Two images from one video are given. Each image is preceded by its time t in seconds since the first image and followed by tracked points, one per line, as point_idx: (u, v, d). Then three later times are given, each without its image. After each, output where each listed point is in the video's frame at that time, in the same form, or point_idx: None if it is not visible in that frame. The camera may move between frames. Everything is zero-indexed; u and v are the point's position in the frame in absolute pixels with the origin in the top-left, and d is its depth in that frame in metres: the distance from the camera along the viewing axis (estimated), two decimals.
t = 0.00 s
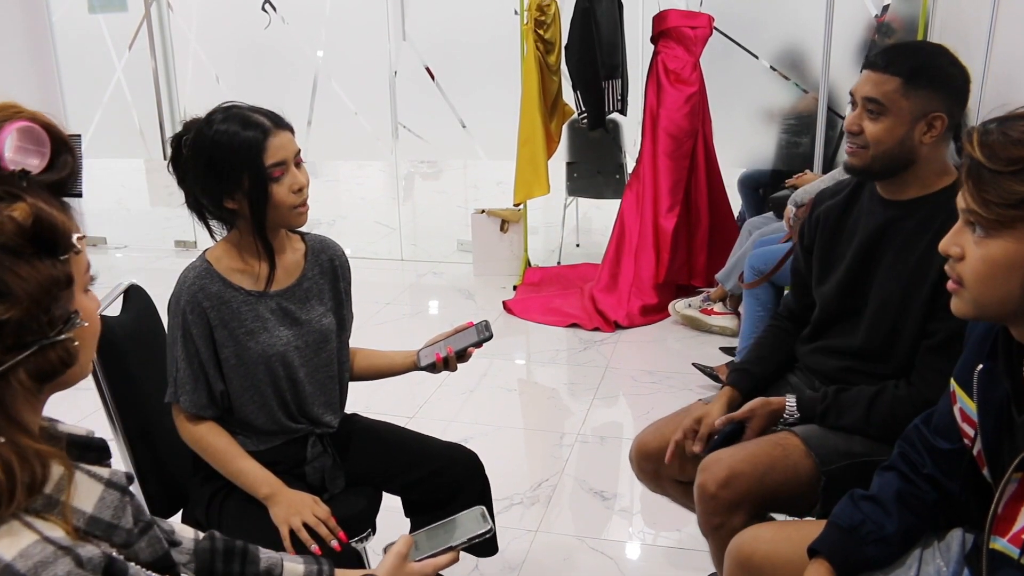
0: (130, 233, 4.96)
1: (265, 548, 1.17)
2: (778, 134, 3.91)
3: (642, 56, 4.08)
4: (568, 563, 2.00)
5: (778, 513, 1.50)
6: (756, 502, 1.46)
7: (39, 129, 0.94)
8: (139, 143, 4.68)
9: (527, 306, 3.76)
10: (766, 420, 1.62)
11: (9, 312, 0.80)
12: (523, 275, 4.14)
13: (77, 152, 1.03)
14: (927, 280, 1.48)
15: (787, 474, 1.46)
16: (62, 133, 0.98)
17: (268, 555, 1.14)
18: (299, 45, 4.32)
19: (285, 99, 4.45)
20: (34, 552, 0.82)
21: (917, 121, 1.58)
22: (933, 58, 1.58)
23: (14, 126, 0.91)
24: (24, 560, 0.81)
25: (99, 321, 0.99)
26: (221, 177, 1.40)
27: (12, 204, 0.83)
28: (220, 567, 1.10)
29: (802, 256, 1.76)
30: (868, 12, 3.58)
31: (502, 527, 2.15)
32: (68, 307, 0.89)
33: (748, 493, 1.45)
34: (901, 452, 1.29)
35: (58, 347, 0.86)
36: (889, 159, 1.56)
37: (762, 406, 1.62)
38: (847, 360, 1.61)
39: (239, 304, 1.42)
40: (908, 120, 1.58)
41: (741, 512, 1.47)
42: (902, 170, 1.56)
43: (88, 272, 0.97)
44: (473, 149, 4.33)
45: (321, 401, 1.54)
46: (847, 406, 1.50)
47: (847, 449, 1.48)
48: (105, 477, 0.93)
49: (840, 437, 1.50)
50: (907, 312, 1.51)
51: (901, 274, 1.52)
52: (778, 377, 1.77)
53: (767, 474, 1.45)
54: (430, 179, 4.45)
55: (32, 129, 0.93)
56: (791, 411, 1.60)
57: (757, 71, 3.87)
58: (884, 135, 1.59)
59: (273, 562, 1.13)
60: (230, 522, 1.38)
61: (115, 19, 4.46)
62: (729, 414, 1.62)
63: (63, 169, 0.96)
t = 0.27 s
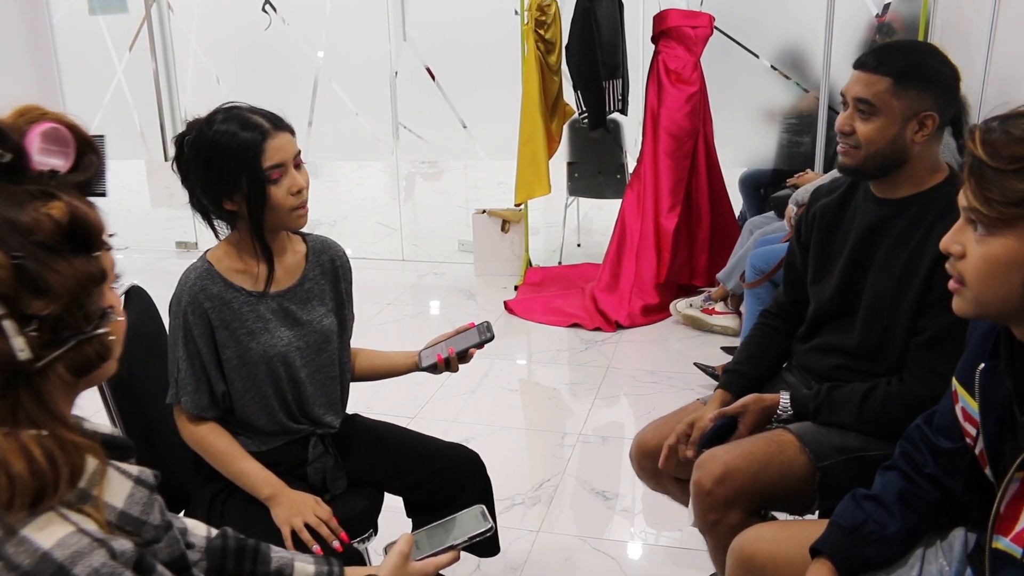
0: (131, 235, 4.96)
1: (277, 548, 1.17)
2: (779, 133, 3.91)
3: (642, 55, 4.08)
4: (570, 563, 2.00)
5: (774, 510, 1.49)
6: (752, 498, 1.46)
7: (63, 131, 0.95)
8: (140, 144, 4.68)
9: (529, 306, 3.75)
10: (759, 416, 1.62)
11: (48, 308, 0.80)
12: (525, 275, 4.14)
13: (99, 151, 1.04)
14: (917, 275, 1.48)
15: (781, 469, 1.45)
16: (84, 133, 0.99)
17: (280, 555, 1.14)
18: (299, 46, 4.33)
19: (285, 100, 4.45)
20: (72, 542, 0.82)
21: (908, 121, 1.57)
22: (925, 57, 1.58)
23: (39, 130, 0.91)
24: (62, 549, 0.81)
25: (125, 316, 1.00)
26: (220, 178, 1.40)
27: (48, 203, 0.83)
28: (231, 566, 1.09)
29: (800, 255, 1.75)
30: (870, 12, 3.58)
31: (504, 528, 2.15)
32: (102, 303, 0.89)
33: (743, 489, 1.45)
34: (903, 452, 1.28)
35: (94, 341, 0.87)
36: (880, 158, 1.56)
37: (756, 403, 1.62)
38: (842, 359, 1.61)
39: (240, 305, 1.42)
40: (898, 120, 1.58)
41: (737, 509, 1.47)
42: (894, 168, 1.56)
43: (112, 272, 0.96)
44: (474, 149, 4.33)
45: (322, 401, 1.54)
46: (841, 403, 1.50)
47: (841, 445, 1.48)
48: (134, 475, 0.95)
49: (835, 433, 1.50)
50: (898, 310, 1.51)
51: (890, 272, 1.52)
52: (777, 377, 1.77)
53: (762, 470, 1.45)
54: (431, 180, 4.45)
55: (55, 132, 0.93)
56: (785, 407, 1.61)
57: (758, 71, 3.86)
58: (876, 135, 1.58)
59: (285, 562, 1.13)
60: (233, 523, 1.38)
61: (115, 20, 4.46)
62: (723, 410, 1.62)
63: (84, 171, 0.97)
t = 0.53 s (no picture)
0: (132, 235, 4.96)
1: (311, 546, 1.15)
2: (781, 133, 3.91)
3: (643, 55, 4.08)
4: (571, 563, 2.00)
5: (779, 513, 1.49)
6: (757, 500, 1.46)
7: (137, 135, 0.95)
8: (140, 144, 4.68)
9: (530, 306, 3.75)
10: (762, 418, 1.61)
11: (94, 309, 0.81)
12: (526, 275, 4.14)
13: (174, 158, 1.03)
14: (916, 273, 1.48)
15: (786, 471, 1.45)
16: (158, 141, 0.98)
17: (314, 553, 1.12)
18: (300, 46, 4.33)
19: (286, 99, 4.45)
20: (118, 528, 0.83)
21: (902, 121, 1.57)
22: (916, 58, 1.59)
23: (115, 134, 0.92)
24: (110, 533, 0.82)
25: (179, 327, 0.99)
26: (221, 178, 1.40)
27: (106, 207, 0.84)
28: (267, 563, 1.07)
29: (800, 255, 1.75)
30: (871, 11, 3.57)
31: (505, 527, 2.15)
32: (151, 309, 0.89)
33: (749, 491, 1.45)
34: (905, 451, 1.28)
35: (136, 346, 0.87)
36: (876, 160, 1.56)
37: (759, 404, 1.62)
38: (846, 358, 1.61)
39: (241, 305, 1.41)
40: (892, 120, 1.58)
41: (742, 511, 1.46)
42: (891, 169, 1.56)
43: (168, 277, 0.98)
44: (475, 149, 4.33)
45: (323, 401, 1.53)
46: (844, 403, 1.50)
47: (845, 445, 1.47)
48: (176, 471, 0.95)
49: (839, 433, 1.49)
50: (897, 308, 1.51)
51: (889, 271, 1.52)
52: (779, 376, 1.77)
53: (768, 471, 1.45)
54: (432, 180, 4.45)
55: (130, 136, 0.93)
56: (789, 408, 1.60)
57: (759, 70, 3.86)
58: (870, 137, 1.59)
59: (319, 562, 1.11)
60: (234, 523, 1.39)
61: (116, 20, 4.46)
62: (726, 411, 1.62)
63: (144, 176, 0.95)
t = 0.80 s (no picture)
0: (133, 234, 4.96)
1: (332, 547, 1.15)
2: (782, 133, 3.90)
3: (644, 55, 4.07)
4: (571, 563, 2.00)
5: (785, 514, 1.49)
6: (762, 501, 1.46)
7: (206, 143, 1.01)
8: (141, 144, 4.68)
9: (531, 306, 3.75)
10: (766, 419, 1.60)
11: (145, 310, 0.83)
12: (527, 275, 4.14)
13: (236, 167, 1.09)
14: (918, 271, 1.47)
15: (790, 473, 1.45)
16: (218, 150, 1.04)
17: (336, 554, 1.12)
18: (301, 46, 4.33)
19: (287, 99, 4.46)
20: (170, 516, 0.85)
21: (902, 121, 1.57)
22: (912, 58, 1.58)
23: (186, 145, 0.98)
24: (162, 519, 0.84)
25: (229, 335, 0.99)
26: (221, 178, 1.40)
27: (164, 213, 0.87)
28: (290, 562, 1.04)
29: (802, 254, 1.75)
30: (872, 10, 3.57)
31: (506, 527, 2.15)
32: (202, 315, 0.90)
33: (754, 492, 1.45)
34: (906, 450, 1.28)
35: (182, 351, 0.88)
36: (877, 161, 1.56)
37: (762, 405, 1.61)
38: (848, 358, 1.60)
39: (242, 305, 1.41)
40: (892, 121, 1.57)
41: (747, 512, 1.47)
42: (893, 168, 1.55)
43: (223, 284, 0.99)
44: (476, 149, 4.34)
45: (324, 401, 1.53)
46: (846, 402, 1.50)
47: (849, 445, 1.47)
48: (221, 467, 0.93)
49: (842, 433, 1.49)
50: (899, 307, 1.51)
51: (891, 271, 1.52)
52: (780, 375, 1.77)
53: (772, 473, 1.44)
54: (433, 179, 4.46)
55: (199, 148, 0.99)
56: (791, 410, 1.59)
57: (761, 70, 3.86)
58: (870, 139, 1.58)
59: (341, 562, 1.12)
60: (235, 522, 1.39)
61: (117, 20, 4.46)
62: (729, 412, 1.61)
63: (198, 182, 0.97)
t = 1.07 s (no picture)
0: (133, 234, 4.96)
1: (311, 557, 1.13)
2: (783, 132, 3.90)
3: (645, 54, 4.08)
4: (572, 562, 2.00)
5: (784, 513, 1.49)
6: (762, 500, 1.46)
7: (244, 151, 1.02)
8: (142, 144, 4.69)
9: (532, 305, 3.75)
10: (766, 418, 1.60)
11: (184, 313, 0.85)
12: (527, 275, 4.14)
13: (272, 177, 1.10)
14: (919, 270, 1.47)
15: (790, 472, 1.45)
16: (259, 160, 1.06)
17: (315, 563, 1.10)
18: (302, 46, 4.33)
19: (287, 99, 4.46)
20: (199, 516, 0.85)
21: (905, 119, 1.59)
22: (919, 56, 1.60)
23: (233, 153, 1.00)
24: (191, 520, 0.84)
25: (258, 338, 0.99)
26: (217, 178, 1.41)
27: (207, 219, 0.87)
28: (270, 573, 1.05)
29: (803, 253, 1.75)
30: (872, 10, 3.57)
31: (507, 526, 2.15)
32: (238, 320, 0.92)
33: (754, 491, 1.45)
34: (907, 450, 1.28)
35: (219, 354, 0.90)
36: (879, 157, 1.57)
37: (762, 404, 1.60)
38: (848, 357, 1.61)
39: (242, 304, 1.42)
40: (895, 118, 1.59)
41: (747, 512, 1.47)
42: (893, 166, 1.56)
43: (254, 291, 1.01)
44: (477, 149, 4.34)
45: (326, 401, 1.54)
46: (847, 402, 1.50)
47: (849, 445, 1.47)
48: (242, 469, 0.95)
49: (842, 433, 1.50)
50: (900, 307, 1.51)
51: (891, 270, 1.52)
52: (782, 372, 1.77)
53: (772, 472, 1.45)
54: (433, 179, 4.46)
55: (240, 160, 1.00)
56: (792, 408, 1.59)
57: (762, 70, 3.86)
58: (874, 134, 1.60)
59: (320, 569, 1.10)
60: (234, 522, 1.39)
61: (118, 20, 4.46)
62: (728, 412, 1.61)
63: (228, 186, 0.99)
